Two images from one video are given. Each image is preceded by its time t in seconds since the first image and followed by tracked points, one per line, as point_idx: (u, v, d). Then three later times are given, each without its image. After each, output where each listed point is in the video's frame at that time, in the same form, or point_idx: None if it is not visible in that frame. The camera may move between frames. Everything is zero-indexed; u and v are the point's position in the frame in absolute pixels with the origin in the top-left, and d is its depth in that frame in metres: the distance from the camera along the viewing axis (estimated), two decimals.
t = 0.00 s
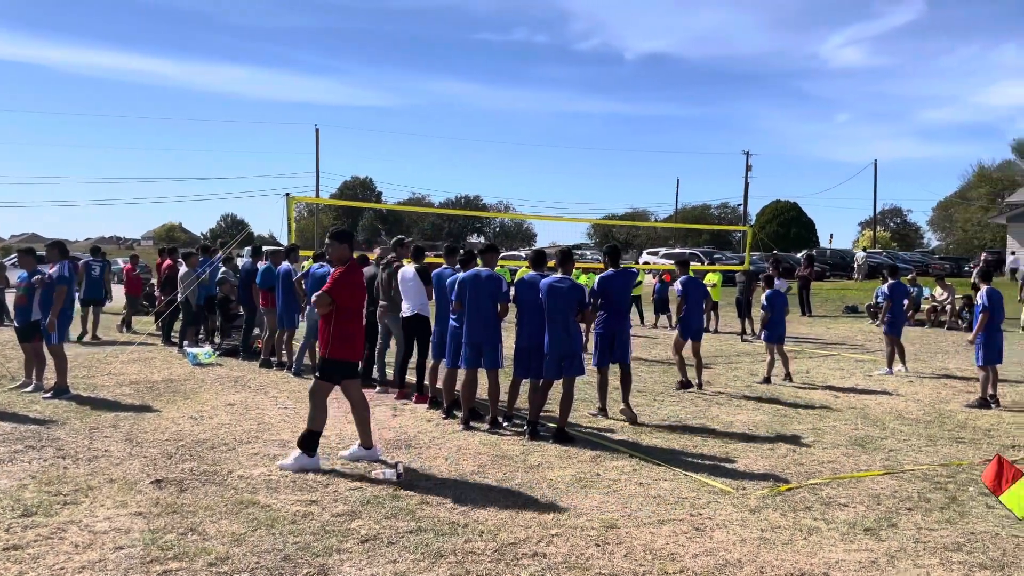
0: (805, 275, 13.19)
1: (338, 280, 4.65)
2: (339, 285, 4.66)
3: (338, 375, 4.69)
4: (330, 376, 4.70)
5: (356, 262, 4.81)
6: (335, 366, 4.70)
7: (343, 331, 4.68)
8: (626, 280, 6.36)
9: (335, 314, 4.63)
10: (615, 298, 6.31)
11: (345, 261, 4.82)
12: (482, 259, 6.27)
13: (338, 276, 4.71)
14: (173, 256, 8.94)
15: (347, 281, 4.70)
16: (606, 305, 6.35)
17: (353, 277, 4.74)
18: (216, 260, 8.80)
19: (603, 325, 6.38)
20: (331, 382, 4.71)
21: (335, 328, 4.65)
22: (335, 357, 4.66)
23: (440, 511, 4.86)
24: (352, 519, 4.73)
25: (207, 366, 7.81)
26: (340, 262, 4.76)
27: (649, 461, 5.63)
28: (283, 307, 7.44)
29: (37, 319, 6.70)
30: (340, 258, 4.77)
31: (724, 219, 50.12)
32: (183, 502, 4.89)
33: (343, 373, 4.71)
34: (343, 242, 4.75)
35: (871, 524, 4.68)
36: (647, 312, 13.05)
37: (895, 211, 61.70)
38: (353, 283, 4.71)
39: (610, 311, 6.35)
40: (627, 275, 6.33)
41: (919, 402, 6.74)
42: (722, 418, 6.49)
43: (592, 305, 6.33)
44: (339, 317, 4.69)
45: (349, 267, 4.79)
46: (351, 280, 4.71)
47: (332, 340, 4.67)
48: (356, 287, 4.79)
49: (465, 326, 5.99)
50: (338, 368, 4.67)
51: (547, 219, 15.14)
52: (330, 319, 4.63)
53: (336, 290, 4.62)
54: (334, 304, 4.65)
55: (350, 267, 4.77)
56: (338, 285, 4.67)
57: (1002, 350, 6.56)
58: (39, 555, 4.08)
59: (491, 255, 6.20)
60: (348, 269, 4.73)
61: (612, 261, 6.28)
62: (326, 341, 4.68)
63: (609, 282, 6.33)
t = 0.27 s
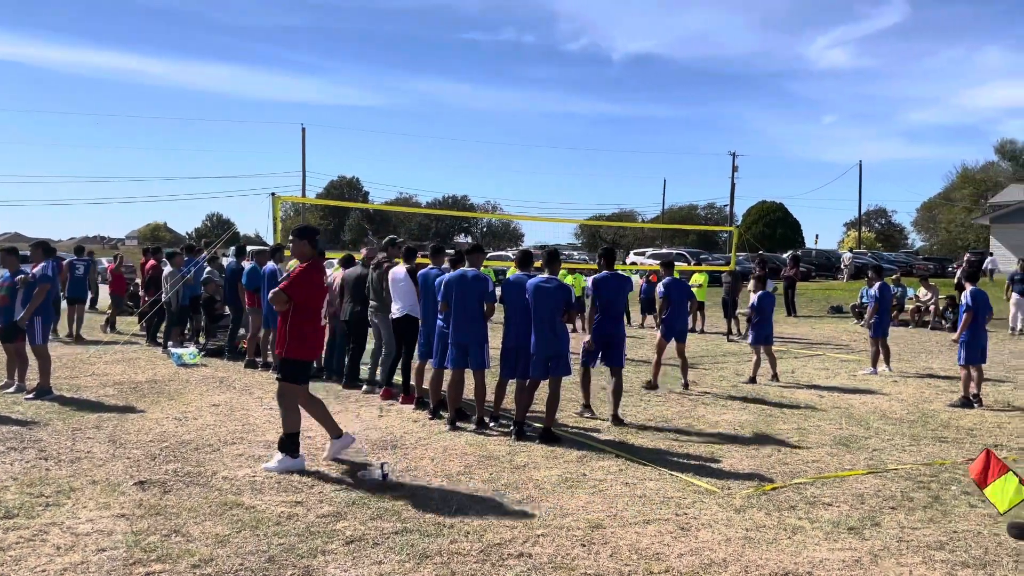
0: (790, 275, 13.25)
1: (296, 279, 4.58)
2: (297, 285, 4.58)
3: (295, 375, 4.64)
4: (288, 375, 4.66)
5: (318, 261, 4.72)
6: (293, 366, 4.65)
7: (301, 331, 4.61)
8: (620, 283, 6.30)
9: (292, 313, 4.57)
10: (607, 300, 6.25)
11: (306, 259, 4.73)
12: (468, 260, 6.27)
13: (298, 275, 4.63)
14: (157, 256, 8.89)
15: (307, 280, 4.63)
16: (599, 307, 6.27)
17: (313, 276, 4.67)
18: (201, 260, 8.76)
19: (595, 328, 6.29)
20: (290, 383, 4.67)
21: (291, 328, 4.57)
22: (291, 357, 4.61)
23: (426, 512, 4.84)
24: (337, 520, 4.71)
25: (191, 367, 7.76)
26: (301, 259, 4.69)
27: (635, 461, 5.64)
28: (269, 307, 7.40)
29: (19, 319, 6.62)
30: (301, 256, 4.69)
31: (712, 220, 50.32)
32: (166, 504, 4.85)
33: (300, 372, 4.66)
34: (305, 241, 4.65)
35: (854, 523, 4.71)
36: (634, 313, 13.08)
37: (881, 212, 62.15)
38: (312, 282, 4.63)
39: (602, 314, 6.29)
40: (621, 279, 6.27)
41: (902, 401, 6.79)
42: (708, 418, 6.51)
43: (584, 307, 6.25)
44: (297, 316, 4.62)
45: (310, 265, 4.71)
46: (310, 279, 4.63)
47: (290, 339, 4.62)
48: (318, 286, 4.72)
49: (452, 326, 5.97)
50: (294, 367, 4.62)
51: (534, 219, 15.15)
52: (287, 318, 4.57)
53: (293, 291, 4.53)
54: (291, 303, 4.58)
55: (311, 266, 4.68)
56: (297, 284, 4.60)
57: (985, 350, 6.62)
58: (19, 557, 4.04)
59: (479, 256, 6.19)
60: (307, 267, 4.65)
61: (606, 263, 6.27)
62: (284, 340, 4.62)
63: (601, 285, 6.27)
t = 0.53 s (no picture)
0: (778, 275, 13.30)
1: (261, 278, 4.53)
2: (261, 284, 4.53)
3: (265, 375, 4.60)
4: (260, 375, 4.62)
5: (282, 259, 4.68)
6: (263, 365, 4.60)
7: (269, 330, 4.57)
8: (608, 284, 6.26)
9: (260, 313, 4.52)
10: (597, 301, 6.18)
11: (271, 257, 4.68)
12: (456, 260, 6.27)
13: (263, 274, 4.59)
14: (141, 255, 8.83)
15: (271, 279, 4.59)
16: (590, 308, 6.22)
17: (277, 275, 4.62)
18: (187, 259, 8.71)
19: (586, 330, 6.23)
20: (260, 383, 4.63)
21: (259, 328, 4.53)
22: (261, 357, 4.56)
23: (413, 512, 4.83)
24: (324, 520, 4.69)
25: (177, 366, 7.72)
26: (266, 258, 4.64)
27: (622, 460, 5.65)
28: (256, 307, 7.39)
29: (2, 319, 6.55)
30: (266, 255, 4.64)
31: (701, 220, 50.49)
32: (151, 504, 4.82)
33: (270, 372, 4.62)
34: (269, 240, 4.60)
35: (840, 522, 4.73)
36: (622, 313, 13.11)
37: (869, 212, 62.53)
38: (276, 281, 4.58)
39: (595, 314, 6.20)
40: (610, 280, 6.22)
41: (888, 400, 6.83)
42: (695, 418, 6.53)
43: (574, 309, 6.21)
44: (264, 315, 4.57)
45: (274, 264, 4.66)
46: (274, 277, 4.59)
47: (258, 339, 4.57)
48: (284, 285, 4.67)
49: (439, 326, 5.96)
50: (264, 367, 4.58)
51: (523, 220, 15.16)
52: (254, 318, 4.52)
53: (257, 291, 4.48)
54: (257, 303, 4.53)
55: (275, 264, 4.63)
56: (262, 284, 4.55)
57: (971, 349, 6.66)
58: (2, 559, 4.00)
59: (467, 256, 6.18)
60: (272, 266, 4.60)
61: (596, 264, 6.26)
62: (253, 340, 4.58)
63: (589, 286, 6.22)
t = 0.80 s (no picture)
0: (766, 275, 13.35)
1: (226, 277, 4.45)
2: (227, 284, 4.44)
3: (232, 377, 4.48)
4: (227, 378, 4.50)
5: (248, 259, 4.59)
6: (231, 367, 4.50)
7: (237, 331, 4.48)
8: (594, 282, 6.27)
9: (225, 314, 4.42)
10: (583, 298, 6.21)
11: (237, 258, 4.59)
12: (445, 259, 6.26)
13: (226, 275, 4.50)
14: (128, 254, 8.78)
15: (237, 279, 4.50)
16: (576, 306, 6.25)
17: (242, 275, 4.54)
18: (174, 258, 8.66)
19: (573, 328, 6.25)
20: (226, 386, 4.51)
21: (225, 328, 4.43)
22: (229, 359, 4.45)
23: (401, 512, 4.82)
24: (311, 520, 4.67)
25: (164, 366, 7.67)
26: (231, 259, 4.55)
27: (611, 459, 5.66)
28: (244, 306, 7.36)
29: None
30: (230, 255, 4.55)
31: (691, 220, 50.62)
32: (137, 504, 4.79)
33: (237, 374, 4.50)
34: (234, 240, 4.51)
35: (827, 520, 4.75)
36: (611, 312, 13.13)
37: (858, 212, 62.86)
38: (242, 280, 4.50)
39: (582, 311, 6.22)
40: (594, 277, 6.25)
41: (875, 399, 6.87)
42: (684, 417, 6.54)
43: (561, 307, 6.24)
44: (230, 316, 4.48)
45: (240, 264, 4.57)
46: (240, 277, 4.50)
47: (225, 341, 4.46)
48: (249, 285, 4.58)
49: (428, 326, 5.95)
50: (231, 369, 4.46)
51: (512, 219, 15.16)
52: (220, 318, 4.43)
53: (223, 290, 4.40)
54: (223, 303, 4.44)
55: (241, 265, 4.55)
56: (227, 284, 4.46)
57: (957, 347, 6.70)
58: None
59: (455, 255, 6.18)
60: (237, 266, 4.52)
61: (583, 261, 6.28)
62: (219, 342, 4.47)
63: (575, 284, 6.25)
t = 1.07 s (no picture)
0: (755, 274, 13.39)
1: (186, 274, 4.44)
2: (187, 280, 4.44)
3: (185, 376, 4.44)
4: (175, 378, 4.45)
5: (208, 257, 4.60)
6: (184, 366, 4.45)
7: (194, 329, 4.46)
8: (583, 280, 6.29)
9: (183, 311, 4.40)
10: (570, 297, 6.23)
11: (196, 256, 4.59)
12: (434, 258, 6.25)
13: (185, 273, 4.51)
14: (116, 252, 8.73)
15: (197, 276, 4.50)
16: (563, 305, 6.27)
17: (203, 273, 4.55)
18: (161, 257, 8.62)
19: (560, 326, 6.26)
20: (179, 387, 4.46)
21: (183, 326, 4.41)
22: (183, 357, 4.42)
23: (390, 511, 4.81)
24: (299, 519, 4.66)
25: (151, 365, 7.63)
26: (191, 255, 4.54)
27: (599, 458, 5.66)
28: (232, 305, 7.33)
29: None
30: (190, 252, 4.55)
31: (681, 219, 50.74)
32: (124, 504, 4.76)
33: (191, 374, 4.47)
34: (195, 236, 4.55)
35: (815, 518, 4.77)
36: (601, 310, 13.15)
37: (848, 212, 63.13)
38: (203, 278, 4.51)
39: (570, 310, 6.24)
40: (582, 276, 6.27)
41: (862, 398, 6.90)
42: (672, 415, 6.56)
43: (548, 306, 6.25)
44: (188, 314, 4.46)
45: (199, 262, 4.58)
46: (201, 274, 4.51)
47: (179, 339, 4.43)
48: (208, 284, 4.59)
49: (417, 325, 5.94)
50: (185, 367, 4.42)
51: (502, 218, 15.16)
52: (178, 315, 4.40)
53: (183, 286, 4.38)
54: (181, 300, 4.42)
55: (202, 262, 4.57)
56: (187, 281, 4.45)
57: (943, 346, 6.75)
58: None
59: (445, 254, 6.17)
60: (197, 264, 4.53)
61: (572, 260, 6.30)
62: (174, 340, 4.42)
63: (563, 283, 6.27)
